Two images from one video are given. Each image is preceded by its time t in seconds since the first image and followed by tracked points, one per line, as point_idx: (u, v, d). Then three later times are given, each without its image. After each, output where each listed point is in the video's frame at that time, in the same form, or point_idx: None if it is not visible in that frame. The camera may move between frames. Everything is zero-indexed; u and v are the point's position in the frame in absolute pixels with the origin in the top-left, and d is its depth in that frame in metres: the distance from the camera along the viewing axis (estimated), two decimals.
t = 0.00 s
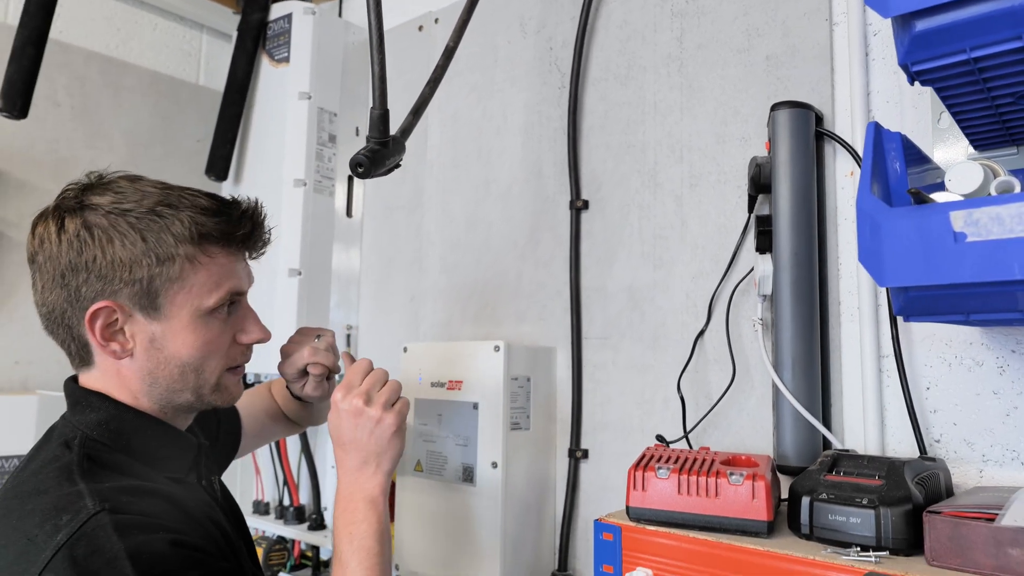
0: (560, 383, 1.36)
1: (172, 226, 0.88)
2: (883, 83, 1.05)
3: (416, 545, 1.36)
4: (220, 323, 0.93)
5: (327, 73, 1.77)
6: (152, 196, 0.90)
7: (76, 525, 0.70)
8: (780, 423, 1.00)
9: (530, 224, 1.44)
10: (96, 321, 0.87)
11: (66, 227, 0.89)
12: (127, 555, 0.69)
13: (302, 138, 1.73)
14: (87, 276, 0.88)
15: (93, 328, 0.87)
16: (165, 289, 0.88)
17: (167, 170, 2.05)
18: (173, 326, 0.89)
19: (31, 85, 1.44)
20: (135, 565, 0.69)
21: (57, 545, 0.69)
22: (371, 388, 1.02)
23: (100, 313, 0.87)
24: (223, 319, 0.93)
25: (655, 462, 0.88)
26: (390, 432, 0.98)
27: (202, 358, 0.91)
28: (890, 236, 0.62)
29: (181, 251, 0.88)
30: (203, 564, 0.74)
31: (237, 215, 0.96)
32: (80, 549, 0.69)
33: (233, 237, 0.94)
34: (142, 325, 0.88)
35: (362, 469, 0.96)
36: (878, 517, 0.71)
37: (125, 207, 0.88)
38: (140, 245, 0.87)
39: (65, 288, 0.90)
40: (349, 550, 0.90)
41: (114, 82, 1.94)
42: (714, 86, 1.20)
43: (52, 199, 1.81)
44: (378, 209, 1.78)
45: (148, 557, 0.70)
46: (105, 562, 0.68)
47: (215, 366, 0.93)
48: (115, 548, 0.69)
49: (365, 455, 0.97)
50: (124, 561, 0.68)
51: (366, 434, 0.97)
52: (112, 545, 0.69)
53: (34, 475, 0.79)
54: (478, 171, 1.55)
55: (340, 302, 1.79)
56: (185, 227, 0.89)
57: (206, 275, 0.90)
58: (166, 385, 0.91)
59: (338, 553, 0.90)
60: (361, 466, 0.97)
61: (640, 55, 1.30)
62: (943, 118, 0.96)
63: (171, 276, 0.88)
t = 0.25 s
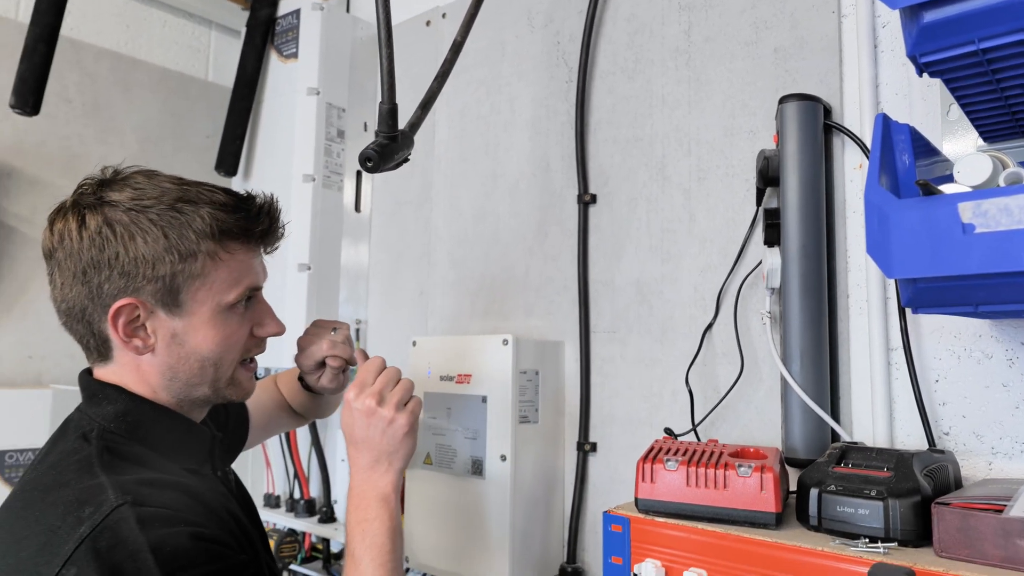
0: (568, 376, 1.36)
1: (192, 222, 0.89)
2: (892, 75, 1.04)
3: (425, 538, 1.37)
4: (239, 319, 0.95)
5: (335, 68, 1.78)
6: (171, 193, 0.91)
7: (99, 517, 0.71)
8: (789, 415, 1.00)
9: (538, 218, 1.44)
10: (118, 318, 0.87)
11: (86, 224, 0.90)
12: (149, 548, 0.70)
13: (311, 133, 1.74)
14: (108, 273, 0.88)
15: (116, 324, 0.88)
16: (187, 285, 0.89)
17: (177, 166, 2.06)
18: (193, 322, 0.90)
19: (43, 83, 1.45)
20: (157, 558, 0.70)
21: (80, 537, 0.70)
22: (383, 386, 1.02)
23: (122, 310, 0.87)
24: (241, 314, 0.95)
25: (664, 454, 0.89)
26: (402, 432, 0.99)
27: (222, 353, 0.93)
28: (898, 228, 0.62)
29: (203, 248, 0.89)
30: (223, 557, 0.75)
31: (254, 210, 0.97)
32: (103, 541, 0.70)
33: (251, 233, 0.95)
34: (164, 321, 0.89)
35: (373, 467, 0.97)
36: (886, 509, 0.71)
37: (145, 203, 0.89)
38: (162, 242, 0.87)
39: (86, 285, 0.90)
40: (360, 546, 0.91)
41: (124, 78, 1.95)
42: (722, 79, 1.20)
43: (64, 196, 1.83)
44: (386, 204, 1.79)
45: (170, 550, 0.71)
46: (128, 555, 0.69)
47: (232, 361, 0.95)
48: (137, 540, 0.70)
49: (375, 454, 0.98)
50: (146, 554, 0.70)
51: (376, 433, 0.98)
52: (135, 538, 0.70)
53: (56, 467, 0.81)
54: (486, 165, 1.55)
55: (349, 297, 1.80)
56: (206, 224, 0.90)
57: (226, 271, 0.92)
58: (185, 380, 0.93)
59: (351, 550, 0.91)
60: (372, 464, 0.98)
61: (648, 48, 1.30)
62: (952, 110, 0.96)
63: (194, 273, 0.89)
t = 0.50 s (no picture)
0: (580, 370, 1.37)
1: (204, 215, 0.90)
2: (906, 67, 1.04)
3: (438, 530, 1.38)
4: (256, 308, 0.96)
5: (346, 63, 1.79)
6: (180, 187, 0.91)
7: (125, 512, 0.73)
8: (801, 409, 1.00)
9: (549, 213, 1.45)
10: (139, 315, 0.88)
11: (98, 223, 0.90)
12: (172, 543, 0.71)
13: (322, 129, 1.75)
14: (125, 271, 0.89)
15: (137, 321, 0.89)
16: (204, 279, 0.90)
17: (188, 161, 2.07)
18: (213, 315, 0.91)
19: (56, 79, 1.46)
20: (181, 553, 0.70)
21: (106, 532, 0.73)
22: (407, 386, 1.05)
23: (142, 307, 0.88)
24: (258, 303, 0.96)
25: (677, 448, 0.89)
26: (426, 429, 1.00)
27: (241, 344, 0.94)
28: (914, 221, 0.62)
29: (216, 241, 0.90)
30: (246, 551, 0.76)
31: (262, 199, 0.98)
32: (129, 536, 0.71)
33: (261, 222, 0.96)
34: (183, 315, 0.90)
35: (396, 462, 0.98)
36: (901, 502, 0.71)
37: (156, 199, 0.89)
38: (176, 237, 0.88)
39: (103, 283, 0.91)
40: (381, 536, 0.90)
41: (136, 74, 1.96)
42: (734, 72, 1.20)
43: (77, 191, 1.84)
44: (397, 199, 1.79)
45: (193, 544, 0.71)
46: (153, 550, 0.71)
47: (252, 350, 0.96)
48: (161, 536, 0.71)
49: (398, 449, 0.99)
50: (170, 549, 0.71)
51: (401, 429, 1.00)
52: (158, 533, 0.71)
53: (83, 461, 0.82)
54: (497, 160, 1.56)
55: (360, 292, 1.81)
56: (218, 217, 0.90)
57: (241, 263, 0.93)
58: (207, 371, 0.94)
59: (372, 544, 0.90)
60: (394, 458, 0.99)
61: (660, 42, 1.30)
62: (966, 103, 0.95)
63: (210, 266, 0.89)
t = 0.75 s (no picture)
0: (588, 365, 1.37)
1: (210, 207, 0.90)
2: (916, 60, 1.03)
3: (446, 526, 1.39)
4: (267, 299, 0.95)
5: (354, 59, 1.79)
6: (185, 180, 0.92)
7: (146, 509, 0.73)
8: (811, 404, 1.00)
9: (557, 208, 1.45)
10: (150, 310, 0.89)
11: (106, 219, 0.91)
12: (193, 539, 0.71)
13: (330, 124, 1.75)
14: (135, 266, 0.89)
15: (149, 316, 0.89)
16: (213, 272, 0.90)
17: (197, 158, 2.08)
18: (224, 308, 0.91)
19: (67, 76, 1.47)
20: (202, 548, 0.71)
21: (127, 530, 0.73)
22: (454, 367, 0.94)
23: (154, 302, 0.89)
24: (269, 294, 0.96)
25: (686, 442, 0.89)
26: (481, 426, 0.88)
27: (253, 335, 0.94)
28: (925, 214, 0.61)
29: (224, 233, 0.90)
30: (263, 546, 0.77)
31: (268, 189, 0.98)
32: (151, 532, 0.72)
33: (268, 213, 0.96)
34: (195, 308, 0.91)
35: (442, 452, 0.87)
36: (911, 496, 0.71)
37: (161, 193, 0.90)
38: (184, 230, 0.88)
39: (114, 280, 0.91)
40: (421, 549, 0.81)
41: (145, 71, 1.97)
42: (743, 66, 1.19)
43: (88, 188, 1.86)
44: (404, 194, 1.80)
45: (213, 539, 0.72)
46: (174, 545, 0.71)
47: (264, 342, 0.96)
48: (182, 532, 0.72)
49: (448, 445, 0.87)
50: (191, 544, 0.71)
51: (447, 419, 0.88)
52: (178, 529, 0.72)
53: (103, 458, 0.83)
54: (505, 155, 1.56)
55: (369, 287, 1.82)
56: (224, 208, 0.91)
57: (250, 254, 0.93)
58: (220, 364, 0.94)
59: (416, 548, 0.81)
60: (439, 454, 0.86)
61: (668, 36, 1.29)
62: (978, 96, 0.94)
63: (219, 258, 0.90)
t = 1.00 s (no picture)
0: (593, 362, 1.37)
1: (217, 204, 0.91)
2: (922, 57, 1.03)
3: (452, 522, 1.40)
4: (275, 295, 0.97)
5: (359, 57, 1.79)
6: (191, 178, 0.93)
7: (188, 488, 0.76)
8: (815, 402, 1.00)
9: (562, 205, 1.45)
10: (162, 308, 0.90)
11: (115, 218, 0.93)
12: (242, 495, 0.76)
13: (336, 122, 1.76)
14: (146, 265, 0.91)
15: (160, 314, 0.91)
16: (222, 268, 0.91)
17: (203, 156, 2.10)
18: (233, 304, 0.93)
19: (74, 75, 1.47)
20: (250, 501, 0.76)
21: (171, 510, 0.76)
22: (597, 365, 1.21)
23: (165, 300, 0.90)
24: (277, 290, 0.97)
25: (690, 439, 0.89)
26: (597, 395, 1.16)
27: (263, 330, 0.95)
28: (929, 212, 0.61)
29: (232, 229, 0.91)
30: (302, 491, 0.83)
31: (273, 184, 0.99)
32: (197, 503, 0.75)
33: (273, 208, 0.97)
34: (205, 306, 0.92)
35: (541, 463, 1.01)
36: (914, 494, 0.71)
37: (168, 191, 0.92)
38: (191, 228, 0.89)
39: (124, 279, 0.93)
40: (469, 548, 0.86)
41: (152, 69, 1.98)
42: (748, 63, 1.19)
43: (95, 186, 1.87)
44: (410, 192, 1.80)
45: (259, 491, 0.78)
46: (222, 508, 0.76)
47: (274, 337, 0.97)
48: (229, 499, 0.76)
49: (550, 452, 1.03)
50: (239, 501, 0.76)
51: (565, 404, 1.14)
52: (225, 498, 0.76)
53: (123, 457, 0.85)
54: (510, 152, 1.56)
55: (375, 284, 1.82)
56: (231, 204, 0.92)
57: (258, 250, 0.94)
58: (230, 360, 0.95)
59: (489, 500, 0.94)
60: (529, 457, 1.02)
61: (673, 33, 1.29)
62: (983, 93, 0.93)
63: (227, 254, 0.91)
